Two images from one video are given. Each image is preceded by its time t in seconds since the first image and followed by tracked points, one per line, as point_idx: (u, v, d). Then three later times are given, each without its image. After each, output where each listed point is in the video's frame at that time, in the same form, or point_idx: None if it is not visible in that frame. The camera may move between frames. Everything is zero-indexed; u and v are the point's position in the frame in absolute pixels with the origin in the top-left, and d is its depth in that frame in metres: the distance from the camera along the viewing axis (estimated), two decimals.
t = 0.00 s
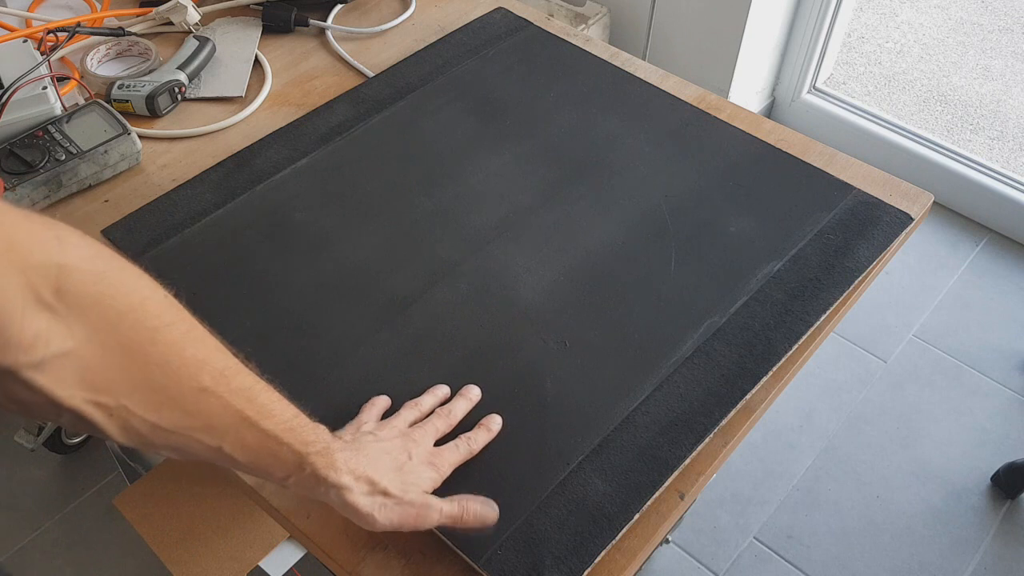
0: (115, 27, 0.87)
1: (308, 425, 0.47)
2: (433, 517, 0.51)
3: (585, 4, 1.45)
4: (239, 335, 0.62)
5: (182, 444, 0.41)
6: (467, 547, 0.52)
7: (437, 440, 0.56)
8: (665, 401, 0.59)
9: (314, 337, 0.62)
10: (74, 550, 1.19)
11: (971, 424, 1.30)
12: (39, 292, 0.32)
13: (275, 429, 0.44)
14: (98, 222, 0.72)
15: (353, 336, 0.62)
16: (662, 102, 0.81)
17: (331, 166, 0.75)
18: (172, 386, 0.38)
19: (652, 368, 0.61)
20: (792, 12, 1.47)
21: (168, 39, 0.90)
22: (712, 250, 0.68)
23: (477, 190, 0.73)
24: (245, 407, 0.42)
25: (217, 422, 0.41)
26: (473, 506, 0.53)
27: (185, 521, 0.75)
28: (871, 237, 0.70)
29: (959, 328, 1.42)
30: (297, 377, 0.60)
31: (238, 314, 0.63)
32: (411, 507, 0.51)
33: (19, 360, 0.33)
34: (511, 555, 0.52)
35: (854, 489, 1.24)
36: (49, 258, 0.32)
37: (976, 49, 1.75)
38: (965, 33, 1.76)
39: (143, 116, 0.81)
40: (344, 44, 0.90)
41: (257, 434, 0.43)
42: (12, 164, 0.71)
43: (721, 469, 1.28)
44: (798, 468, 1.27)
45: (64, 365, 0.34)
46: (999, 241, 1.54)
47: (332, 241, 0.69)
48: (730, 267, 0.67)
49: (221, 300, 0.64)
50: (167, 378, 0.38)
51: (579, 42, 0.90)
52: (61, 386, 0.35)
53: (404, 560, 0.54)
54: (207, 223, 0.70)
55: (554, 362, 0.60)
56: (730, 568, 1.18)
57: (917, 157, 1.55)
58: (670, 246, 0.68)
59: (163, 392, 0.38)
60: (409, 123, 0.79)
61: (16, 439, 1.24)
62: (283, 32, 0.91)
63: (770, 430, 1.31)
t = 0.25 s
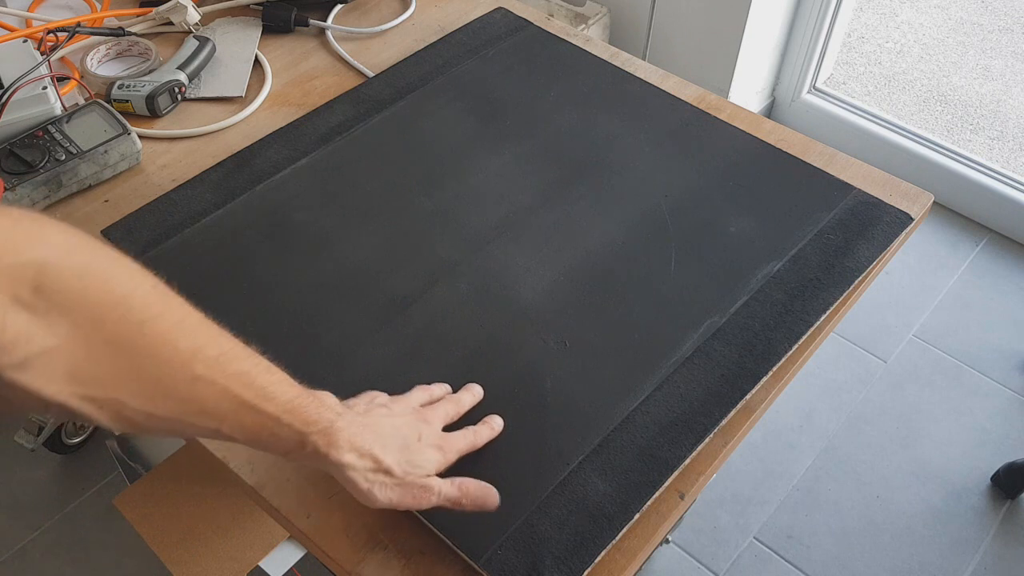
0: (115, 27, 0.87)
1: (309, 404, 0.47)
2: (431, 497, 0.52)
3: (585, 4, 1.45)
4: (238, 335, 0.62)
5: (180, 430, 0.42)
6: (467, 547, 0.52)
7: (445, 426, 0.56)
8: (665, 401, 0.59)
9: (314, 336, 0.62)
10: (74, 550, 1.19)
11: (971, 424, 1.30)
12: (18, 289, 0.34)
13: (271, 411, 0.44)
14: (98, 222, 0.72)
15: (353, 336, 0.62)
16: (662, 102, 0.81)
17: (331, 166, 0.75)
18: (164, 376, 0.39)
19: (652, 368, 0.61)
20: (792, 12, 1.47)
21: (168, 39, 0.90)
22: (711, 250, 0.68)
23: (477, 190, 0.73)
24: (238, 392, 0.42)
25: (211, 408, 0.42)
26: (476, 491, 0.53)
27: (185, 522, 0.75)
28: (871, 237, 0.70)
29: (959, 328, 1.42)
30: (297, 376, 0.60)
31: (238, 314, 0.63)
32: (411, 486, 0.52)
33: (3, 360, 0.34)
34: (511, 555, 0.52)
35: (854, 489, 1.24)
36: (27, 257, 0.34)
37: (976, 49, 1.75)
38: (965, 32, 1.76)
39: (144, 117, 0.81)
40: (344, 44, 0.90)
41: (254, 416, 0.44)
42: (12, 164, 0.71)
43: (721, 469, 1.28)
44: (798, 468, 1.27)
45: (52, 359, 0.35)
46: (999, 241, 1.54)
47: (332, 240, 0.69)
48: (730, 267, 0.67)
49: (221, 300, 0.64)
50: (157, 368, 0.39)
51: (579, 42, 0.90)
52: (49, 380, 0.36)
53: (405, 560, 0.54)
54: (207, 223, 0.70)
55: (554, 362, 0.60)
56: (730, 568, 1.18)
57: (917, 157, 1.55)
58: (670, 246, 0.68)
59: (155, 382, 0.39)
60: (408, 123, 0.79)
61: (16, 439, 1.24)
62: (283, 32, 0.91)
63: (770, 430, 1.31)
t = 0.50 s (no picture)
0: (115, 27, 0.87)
1: (268, 444, 0.49)
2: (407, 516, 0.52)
3: (585, 4, 1.45)
4: (238, 335, 0.62)
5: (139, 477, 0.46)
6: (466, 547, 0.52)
7: (431, 425, 0.56)
8: (665, 401, 0.59)
9: (314, 337, 0.62)
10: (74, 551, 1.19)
11: (971, 424, 1.30)
12: None
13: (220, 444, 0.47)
14: (98, 222, 0.72)
15: (353, 336, 0.62)
16: (662, 102, 0.81)
17: (331, 166, 0.75)
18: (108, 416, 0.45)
19: (652, 368, 0.61)
20: (791, 12, 1.47)
21: (168, 39, 0.90)
22: (711, 250, 0.68)
23: (477, 190, 0.73)
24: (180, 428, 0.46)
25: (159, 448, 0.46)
26: (456, 490, 0.53)
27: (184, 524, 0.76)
28: (871, 237, 0.70)
29: (959, 328, 1.42)
30: (298, 377, 0.60)
31: (238, 314, 0.63)
32: (387, 503, 0.51)
33: None
34: (511, 555, 0.52)
35: (854, 489, 1.24)
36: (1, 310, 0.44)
37: (976, 49, 1.75)
38: (965, 32, 1.76)
39: (143, 117, 0.81)
40: (345, 44, 0.90)
41: (210, 458, 0.47)
42: (12, 164, 0.71)
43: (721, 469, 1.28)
44: (798, 468, 1.27)
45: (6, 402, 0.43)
46: (999, 241, 1.54)
47: (332, 240, 0.69)
48: (730, 267, 0.67)
49: (221, 300, 0.64)
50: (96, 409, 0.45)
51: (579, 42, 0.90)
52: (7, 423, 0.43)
53: (405, 561, 0.54)
54: (207, 223, 0.70)
55: (554, 362, 0.60)
56: (730, 568, 1.18)
57: (917, 157, 1.55)
58: (670, 246, 0.68)
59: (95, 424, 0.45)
60: (408, 123, 0.79)
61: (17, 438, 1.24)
62: (283, 32, 0.91)
63: (770, 430, 1.31)
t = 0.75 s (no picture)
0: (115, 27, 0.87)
1: (192, 522, 0.50)
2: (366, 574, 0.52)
3: (585, 4, 1.45)
4: (239, 335, 0.62)
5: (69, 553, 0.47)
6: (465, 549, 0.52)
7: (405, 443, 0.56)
8: (665, 401, 0.59)
9: (314, 337, 0.62)
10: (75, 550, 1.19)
11: (971, 424, 1.30)
12: None
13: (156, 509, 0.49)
14: (98, 222, 0.72)
15: (353, 336, 0.62)
16: (662, 102, 0.81)
17: (331, 166, 0.75)
18: (28, 502, 0.45)
19: (652, 368, 0.61)
20: (791, 12, 1.48)
21: (168, 39, 0.90)
22: (711, 250, 0.68)
23: (477, 190, 0.73)
24: (110, 497, 0.47)
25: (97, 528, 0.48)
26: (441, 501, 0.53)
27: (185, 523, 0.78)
28: (872, 237, 0.70)
29: (959, 328, 1.42)
30: (298, 377, 0.60)
31: (238, 314, 0.63)
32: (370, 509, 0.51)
33: None
34: (511, 555, 0.52)
35: (854, 489, 1.24)
36: None
37: (976, 49, 1.75)
38: (965, 32, 1.76)
39: (144, 117, 0.81)
40: (345, 44, 0.90)
41: (117, 529, 0.47)
42: (12, 164, 0.71)
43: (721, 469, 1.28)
44: (798, 468, 1.27)
45: None
46: (999, 240, 1.54)
47: (332, 241, 0.69)
48: (730, 268, 0.67)
49: (221, 300, 0.64)
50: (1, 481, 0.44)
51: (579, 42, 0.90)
52: None
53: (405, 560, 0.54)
54: (208, 223, 0.70)
55: (554, 363, 0.60)
56: (730, 568, 1.18)
57: (917, 157, 1.55)
58: (670, 246, 0.68)
59: None
60: (408, 123, 0.79)
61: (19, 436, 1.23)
62: (283, 32, 0.91)
63: (770, 430, 1.31)
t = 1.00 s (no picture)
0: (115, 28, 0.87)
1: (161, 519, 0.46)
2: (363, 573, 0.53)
3: (585, 4, 1.45)
4: (239, 335, 0.62)
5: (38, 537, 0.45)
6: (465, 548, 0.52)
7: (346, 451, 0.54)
8: (665, 401, 0.59)
9: (314, 337, 0.62)
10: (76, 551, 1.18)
11: (971, 424, 1.30)
12: None
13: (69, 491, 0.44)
14: (98, 222, 0.72)
15: (353, 336, 0.62)
16: (662, 102, 0.81)
17: (331, 166, 0.75)
18: None
19: (652, 368, 0.60)
20: (791, 12, 1.48)
21: (168, 39, 0.90)
22: (711, 250, 0.68)
23: (477, 190, 0.73)
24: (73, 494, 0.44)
25: (1, 507, 0.42)
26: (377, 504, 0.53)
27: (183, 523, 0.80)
28: (871, 237, 0.70)
29: (960, 328, 1.42)
30: (298, 377, 0.60)
31: (238, 314, 0.63)
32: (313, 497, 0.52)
33: None
34: (511, 555, 0.52)
35: (854, 489, 1.24)
36: None
37: (976, 49, 1.75)
38: (965, 32, 1.76)
39: (143, 117, 0.81)
40: (345, 44, 0.90)
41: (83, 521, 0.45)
42: (12, 164, 0.71)
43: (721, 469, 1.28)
44: (798, 468, 1.27)
45: None
46: (999, 240, 1.54)
47: (332, 241, 0.68)
48: (730, 268, 0.67)
49: (220, 300, 0.64)
50: None
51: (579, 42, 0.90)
52: None
53: (404, 560, 0.54)
54: (207, 223, 0.70)
55: (554, 363, 0.60)
56: (730, 568, 1.18)
57: (917, 157, 1.55)
58: (670, 246, 0.68)
59: None
60: (408, 123, 0.79)
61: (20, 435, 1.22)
62: (283, 32, 0.91)
63: (770, 430, 1.31)
